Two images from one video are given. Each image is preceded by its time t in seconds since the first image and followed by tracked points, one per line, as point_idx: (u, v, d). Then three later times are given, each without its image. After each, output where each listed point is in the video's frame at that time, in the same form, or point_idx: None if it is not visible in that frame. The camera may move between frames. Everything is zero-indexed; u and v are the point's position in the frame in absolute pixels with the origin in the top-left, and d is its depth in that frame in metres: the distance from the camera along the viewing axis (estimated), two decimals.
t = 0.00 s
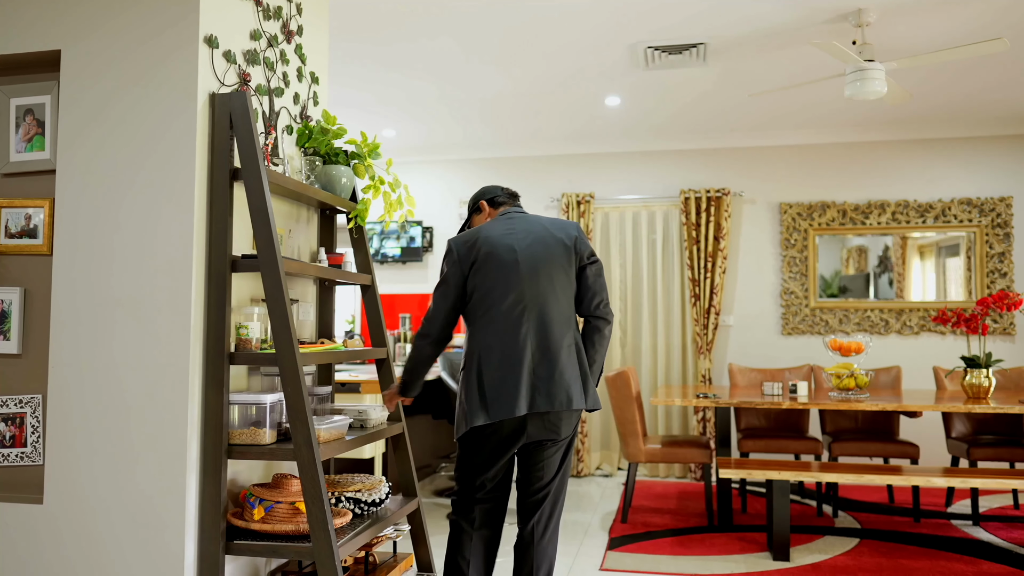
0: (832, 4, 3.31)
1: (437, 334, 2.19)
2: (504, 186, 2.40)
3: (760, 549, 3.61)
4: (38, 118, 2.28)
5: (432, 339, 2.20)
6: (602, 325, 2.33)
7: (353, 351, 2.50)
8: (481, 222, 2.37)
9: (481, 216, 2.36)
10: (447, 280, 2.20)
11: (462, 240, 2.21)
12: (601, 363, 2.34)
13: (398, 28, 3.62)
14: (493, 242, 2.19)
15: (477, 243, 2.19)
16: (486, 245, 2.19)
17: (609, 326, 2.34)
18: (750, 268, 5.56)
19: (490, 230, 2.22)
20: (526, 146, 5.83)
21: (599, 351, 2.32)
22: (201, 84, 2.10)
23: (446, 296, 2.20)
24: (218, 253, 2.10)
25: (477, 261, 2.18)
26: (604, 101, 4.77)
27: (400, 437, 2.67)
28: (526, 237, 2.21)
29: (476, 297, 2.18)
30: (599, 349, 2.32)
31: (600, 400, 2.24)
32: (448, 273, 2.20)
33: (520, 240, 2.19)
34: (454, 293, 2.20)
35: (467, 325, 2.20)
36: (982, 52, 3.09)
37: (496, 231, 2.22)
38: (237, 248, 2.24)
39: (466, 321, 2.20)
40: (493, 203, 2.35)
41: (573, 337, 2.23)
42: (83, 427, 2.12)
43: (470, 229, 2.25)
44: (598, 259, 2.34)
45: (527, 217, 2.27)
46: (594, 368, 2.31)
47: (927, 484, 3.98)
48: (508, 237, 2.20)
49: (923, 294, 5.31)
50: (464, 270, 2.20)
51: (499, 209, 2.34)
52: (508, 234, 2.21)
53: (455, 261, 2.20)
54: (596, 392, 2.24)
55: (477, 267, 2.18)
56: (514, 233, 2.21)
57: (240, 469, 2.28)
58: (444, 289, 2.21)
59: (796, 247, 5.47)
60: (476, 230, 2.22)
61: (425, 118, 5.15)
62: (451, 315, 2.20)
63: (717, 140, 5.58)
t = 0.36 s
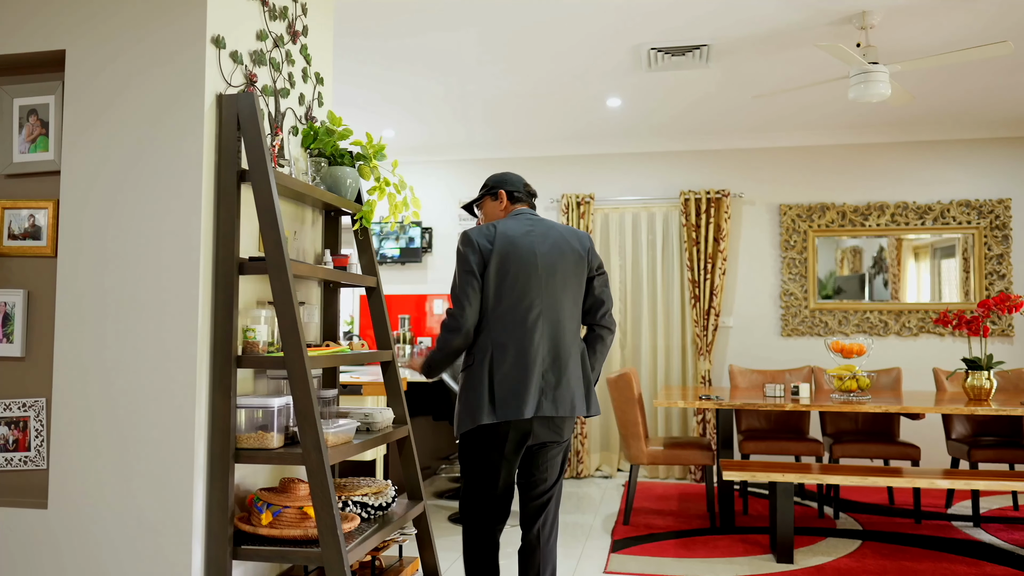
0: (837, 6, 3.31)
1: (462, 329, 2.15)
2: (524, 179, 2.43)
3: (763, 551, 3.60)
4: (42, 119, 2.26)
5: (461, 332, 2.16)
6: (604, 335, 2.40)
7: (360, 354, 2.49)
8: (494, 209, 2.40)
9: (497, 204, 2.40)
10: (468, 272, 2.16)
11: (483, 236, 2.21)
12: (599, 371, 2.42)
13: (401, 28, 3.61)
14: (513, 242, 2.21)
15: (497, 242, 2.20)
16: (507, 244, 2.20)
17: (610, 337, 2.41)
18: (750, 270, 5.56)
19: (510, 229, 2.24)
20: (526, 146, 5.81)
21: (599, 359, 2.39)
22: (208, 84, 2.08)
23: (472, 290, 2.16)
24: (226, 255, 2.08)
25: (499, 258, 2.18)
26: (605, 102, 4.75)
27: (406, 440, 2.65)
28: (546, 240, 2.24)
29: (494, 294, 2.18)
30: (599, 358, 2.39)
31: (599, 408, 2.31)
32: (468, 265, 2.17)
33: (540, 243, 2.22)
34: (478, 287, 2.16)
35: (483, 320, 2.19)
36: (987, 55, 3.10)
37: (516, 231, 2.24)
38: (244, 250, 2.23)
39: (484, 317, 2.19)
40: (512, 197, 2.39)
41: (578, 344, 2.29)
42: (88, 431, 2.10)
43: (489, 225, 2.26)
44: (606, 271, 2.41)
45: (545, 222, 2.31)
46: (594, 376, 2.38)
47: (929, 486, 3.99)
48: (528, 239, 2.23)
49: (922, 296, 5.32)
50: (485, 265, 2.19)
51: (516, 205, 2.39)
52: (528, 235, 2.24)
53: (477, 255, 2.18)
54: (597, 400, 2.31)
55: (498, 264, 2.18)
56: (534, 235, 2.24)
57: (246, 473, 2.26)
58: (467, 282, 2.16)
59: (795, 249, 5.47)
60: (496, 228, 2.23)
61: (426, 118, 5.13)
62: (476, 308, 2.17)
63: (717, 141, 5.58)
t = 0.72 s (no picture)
0: (844, 8, 3.29)
1: (449, 331, 2.17)
2: (528, 180, 2.43)
3: (768, 556, 3.58)
4: (43, 121, 2.22)
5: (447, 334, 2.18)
6: (596, 343, 2.47)
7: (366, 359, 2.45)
8: (495, 208, 2.41)
9: (499, 204, 2.40)
10: (464, 276, 2.19)
11: (483, 241, 2.23)
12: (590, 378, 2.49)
13: (404, 28, 3.57)
14: (513, 250, 2.23)
15: (498, 248, 2.23)
16: (507, 251, 2.22)
17: (602, 345, 2.48)
18: (752, 272, 5.55)
19: (510, 235, 2.27)
20: (527, 147, 5.78)
21: (591, 366, 2.46)
22: (214, 87, 2.05)
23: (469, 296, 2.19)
24: (231, 260, 2.05)
25: (497, 265, 2.22)
26: (608, 104, 4.72)
27: (412, 447, 2.62)
28: (547, 248, 2.28)
29: (490, 300, 2.22)
30: (591, 365, 2.46)
31: (591, 415, 2.37)
32: (466, 270, 2.20)
33: (540, 252, 2.26)
34: (476, 293, 2.19)
35: (479, 326, 2.23)
36: (996, 58, 3.08)
37: (517, 239, 2.27)
38: (250, 255, 2.19)
39: (480, 323, 2.23)
40: (514, 199, 2.39)
41: (572, 353, 2.35)
42: (90, 439, 2.06)
43: (488, 230, 2.28)
44: (599, 280, 2.47)
45: (545, 229, 2.34)
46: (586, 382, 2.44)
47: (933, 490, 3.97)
48: (528, 247, 2.26)
49: (923, 298, 5.32)
50: (482, 270, 2.22)
51: (517, 207, 2.40)
52: (527, 243, 2.27)
53: (477, 261, 2.20)
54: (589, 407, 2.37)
55: (496, 271, 2.22)
56: (534, 243, 2.27)
57: (251, 481, 2.22)
58: (464, 287, 2.19)
59: (797, 251, 5.46)
60: (496, 234, 2.25)
61: (427, 119, 5.09)
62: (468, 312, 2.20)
63: (718, 143, 5.56)
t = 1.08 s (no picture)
0: (848, 14, 3.28)
1: (452, 342, 2.19)
2: (522, 189, 2.42)
3: (771, 562, 3.58)
4: (45, 128, 2.20)
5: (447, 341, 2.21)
6: (580, 356, 2.54)
7: (371, 368, 2.43)
8: (488, 217, 2.40)
9: (492, 212, 2.39)
10: (460, 289, 2.20)
11: (479, 253, 2.24)
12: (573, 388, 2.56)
13: (407, 32, 3.55)
14: (507, 264, 2.26)
15: (494, 262, 2.24)
16: (502, 265, 2.25)
17: (585, 357, 2.55)
18: (752, 275, 5.54)
19: (506, 248, 2.29)
20: (527, 151, 5.76)
21: (575, 377, 2.54)
22: (219, 95, 2.03)
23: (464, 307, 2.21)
24: (237, 269, 2.03)
25: (492, 278, 2.24)
26: (609, 107, 4.71)
27: (416, 455, 2.60)
28: (539, 263, 2.32)
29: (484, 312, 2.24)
30: (575, 376, 2.53)
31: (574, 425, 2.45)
32: (462, 283, 2.21)
33: (533, 266, 2.30)
34: (472, 306, 2.21)
35: (471, 337, 2.25)
36: (1000, 64, 3.08)
37: (512, 252, 2.29)
38: (254, 263, 2.18)
39: (473, 335, 2.25)
40: (508, 209, 2.40)
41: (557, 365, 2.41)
42: (93, 450, 2.04)
43: (484, 241, 2.29)
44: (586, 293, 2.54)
45: (538, 241, 2.37)
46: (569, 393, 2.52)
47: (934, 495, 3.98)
48: (522, 261, 2.29)
49: (923, 302, 5.32)
50: (478, 282, 2.23)
51: (510, 218, 2.41)
52: (522, 257, 2.29)
53: (474, 273, 2.21)
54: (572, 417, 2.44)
55: (491, 285, 2.24)
56: (528, 257, 2.30)
57: (255, 492, 2.20)
58: (460, 299, 2.20)
59: (797, 255, 5.46)
60: (491, 246, 2.27)
61: (428, 122, 5.07)
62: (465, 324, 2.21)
63: (718, 147, 5.56)
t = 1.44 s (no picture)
0: (849, 19, 3.28)
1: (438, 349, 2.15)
2: (519, 199, 2.43)
3: (771, 567, 3.58)
4: (44, 135, 2.18)
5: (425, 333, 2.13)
6: (572, 363, 2.56)
7: (372, 376, 2.42)
8: (484, 225, 2.39)
9: (489, 221, 2.38)
10: (457, 297, 2.18)
11: (476, 261, 2.22)
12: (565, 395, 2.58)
13: (407, 36, 3.55)
14: (504, 272, 2.24)
15: (492, 270, 2.23)
16: (499, 273, 2.23)
17: (579, 365, 2.58)
18: (751, 278, 5.54)
19: (502, 256, 2.27)
20: (526, 153, 5.75)
21: (567, 384, 2.56)
22: (221, 102, 2.02)
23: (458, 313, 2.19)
24: (239, 278, 2.02)
25: (489, 286, 2.22)
26: (609, 111, 4.69)
27: (418, 462, 2.59)
28: (536, 271, 2.32)
29: (480, 320, 2.23)
30: (567, 383, 2.55)
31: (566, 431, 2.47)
32: (458, 290, 2.18)
33: (529, 275, 2.29)
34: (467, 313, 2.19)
35: (467, 345, 2.24)
36: (1001, 70, 3.08)
37: (508, 260, 2.28)
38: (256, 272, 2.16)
39: (468, 342, 2.24)
40: (504, 217, 2.40)
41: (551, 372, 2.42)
42: (93, 460, 2.03)
43: (480, 249, 2.27)
44: (578, 302, 2.56)
45: (533, 250, 2.36)
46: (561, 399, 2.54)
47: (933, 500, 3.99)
48: (519, 269, 2.28)
49: (921, 305, 5.33)
50: (474, 290, 2.22)
51: (506, 226, 2.41)
52: (518, 265, 2.29)
53: (470, 281, 2.20)
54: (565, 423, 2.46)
55: (488, 293, 2.22)
56: (524, 266, 2.30)
57: (256, 501, 2.18)
58: (456, 307, 2.18)
59: (795, 258, 5.46)
60: (489, 254, 2.25)
61: (427, 125, 5.06)
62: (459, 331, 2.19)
63: (717, 150, 5.56)
